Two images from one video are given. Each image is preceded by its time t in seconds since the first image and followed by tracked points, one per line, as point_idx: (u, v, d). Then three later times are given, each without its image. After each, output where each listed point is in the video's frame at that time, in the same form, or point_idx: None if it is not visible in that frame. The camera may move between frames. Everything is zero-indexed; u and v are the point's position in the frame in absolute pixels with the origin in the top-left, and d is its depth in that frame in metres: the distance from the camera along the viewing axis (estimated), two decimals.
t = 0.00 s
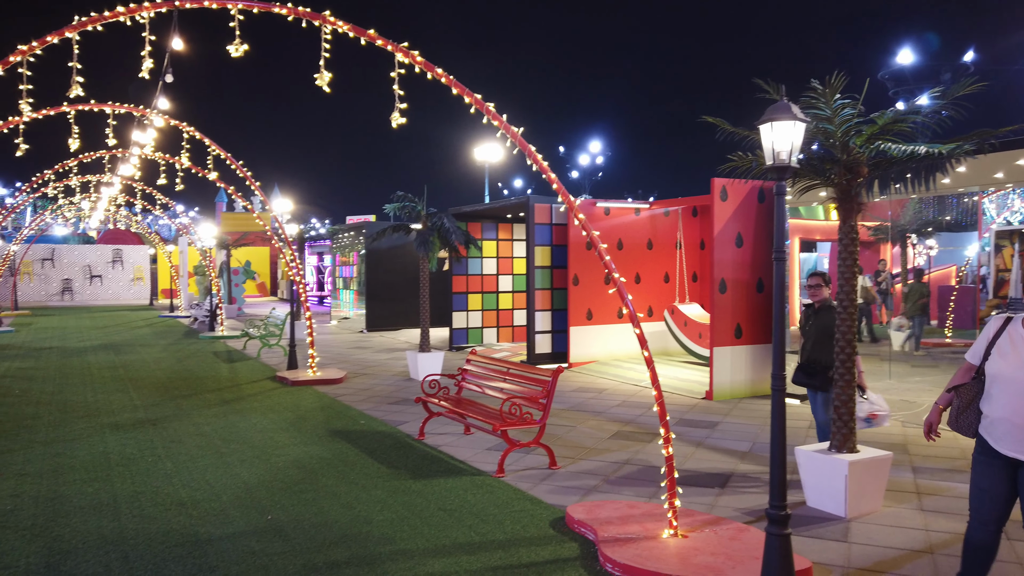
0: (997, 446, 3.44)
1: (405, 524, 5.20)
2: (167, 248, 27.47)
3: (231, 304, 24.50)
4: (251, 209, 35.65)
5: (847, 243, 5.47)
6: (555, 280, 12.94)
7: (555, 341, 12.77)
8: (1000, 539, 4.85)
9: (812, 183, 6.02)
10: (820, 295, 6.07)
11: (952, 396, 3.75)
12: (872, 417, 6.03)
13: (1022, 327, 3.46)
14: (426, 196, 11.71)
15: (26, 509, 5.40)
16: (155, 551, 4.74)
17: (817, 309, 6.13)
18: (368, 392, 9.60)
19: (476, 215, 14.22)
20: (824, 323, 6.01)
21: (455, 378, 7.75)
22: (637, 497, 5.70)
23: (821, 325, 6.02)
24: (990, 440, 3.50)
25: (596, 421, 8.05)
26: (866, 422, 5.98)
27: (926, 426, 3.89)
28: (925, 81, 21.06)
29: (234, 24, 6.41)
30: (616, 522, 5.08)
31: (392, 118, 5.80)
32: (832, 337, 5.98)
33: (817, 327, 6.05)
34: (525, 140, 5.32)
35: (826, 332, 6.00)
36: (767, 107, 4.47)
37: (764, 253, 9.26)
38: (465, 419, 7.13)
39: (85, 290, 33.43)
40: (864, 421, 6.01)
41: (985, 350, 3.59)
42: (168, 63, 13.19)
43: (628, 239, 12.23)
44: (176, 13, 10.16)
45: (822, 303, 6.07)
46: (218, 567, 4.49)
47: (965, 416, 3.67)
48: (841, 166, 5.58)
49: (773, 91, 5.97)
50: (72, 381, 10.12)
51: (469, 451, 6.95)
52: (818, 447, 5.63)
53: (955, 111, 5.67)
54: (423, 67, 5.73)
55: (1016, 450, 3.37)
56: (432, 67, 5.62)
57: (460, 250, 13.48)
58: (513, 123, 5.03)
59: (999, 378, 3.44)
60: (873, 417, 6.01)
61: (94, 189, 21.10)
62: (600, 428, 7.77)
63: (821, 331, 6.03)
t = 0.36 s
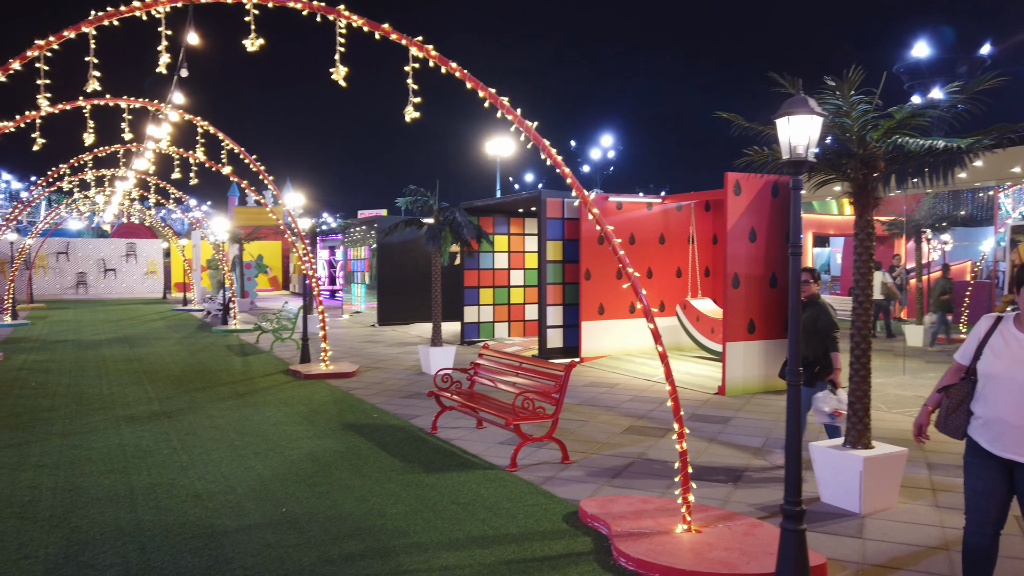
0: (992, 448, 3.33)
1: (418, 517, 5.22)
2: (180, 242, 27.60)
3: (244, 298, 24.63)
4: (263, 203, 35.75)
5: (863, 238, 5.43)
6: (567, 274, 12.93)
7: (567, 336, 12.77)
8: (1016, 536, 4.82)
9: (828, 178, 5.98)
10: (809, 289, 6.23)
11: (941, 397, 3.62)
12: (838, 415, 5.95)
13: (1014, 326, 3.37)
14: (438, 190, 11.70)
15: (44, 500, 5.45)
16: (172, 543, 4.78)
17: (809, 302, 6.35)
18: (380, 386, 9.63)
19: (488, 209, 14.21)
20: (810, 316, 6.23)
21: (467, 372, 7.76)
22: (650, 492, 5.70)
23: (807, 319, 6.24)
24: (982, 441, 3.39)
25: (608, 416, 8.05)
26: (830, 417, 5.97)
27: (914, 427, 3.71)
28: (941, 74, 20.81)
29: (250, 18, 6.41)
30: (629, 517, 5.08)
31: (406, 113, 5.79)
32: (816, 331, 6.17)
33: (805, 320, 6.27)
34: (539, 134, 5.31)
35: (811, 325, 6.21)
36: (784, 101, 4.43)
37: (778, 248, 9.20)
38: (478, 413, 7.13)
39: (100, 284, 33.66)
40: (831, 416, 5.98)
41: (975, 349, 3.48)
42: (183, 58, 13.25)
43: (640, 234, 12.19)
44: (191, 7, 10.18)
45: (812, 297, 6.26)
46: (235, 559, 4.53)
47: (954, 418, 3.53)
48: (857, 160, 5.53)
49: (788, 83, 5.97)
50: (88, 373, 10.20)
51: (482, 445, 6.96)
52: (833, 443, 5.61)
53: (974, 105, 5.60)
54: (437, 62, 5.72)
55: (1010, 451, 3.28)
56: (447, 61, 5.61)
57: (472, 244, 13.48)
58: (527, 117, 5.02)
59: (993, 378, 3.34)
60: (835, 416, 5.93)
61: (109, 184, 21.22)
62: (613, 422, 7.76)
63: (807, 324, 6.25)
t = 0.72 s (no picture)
0: (987, 448, 3.31)
1: (431, 516, 5.22)
2: (191, 239, 27.69)
3: (255, 295, 24.70)
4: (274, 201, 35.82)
5: (879, 238, 5.41)
6: (577, 273, 12.91)
7: (578, 334, 12.75)
8: None
9: (843, 177, 5.96)
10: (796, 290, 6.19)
11: (934, 397, 3.60)
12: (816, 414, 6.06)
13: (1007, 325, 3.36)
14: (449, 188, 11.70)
15: (60, 495, 5.49)
16: (187, 539, 4.80)
17: (795, 303, 6.34)
18: (392, 383, 9.65)
19: (498, 208, 14.20)
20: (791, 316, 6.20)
21: (479, 371, 7.76)
22: (664, 492, 5.69)
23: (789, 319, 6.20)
24: (976, 441, 3.37)
25: (620, 415, 8.04)
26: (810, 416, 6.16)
27: (904, 426, 3.68)
28: (956, 72, 20.63)
29: (264, 17, 6.40)
30: (643, 517, 5.07)
31: (421, 111, 5.78)
32: (795, 333, 6.16)
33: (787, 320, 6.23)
34: (553, 134, 5.31)
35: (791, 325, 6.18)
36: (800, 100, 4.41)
37: (790, 247, 9.17)
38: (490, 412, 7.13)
39: (112, 280, 33.81)
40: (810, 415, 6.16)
41: (967, 349, 3.47)
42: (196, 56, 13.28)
43: (651, 233, 12.17)
44: (205, 5, 10.20)
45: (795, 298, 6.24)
46: (249, 556, 4.54)
47: (948, 418, 3.51)
48: (874, 159, 5.50)
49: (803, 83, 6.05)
50: (102, 370, 10.24)
51: (494, 444, 6.96)
52: (847, 444, 5.58)
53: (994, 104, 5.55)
54: (452, 61, 5.72)
55: (1005, 451, 3.26)
56: (461, 60, 5.61)
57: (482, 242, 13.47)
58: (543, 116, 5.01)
59: (988, 376, 3.32)
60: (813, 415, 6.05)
61: (121, 181, 21.31)
62: (625, 422, 7.75)
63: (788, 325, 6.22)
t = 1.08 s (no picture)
0: (1001, 453, 3.27)
1: (447, 515, 5.23)
2: (206, 237, 27.86)
3: (270, 293, 24.83)
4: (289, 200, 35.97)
5: (900, 238, 5.36)
6: (592, 273, 12.89)
7: (592, 334, 12.73)
8: None
9: (863, 177, 5.93)
10: (793, 288, 5.93)
11: (951, 401, 3.55)
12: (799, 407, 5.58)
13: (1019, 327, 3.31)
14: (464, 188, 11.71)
15: (80, 491, 5.53)
16: (205, 536, 4.82)
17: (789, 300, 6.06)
18: (406, 382, 9.67)
19: (512, 207, 14.20)
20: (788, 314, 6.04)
21: (494, 371, 7.76)
22: (681, 493, 5.67)
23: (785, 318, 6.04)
24: (992, 447, 3.34)
25: (635, 416, 8.02)
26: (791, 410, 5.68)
27: (923, 432, 3.63)
28: (976, 71, 20.41)
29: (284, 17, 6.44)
30: (660, 518, 5.05)
31: (439, 111, 5.79)
32: (794, 331, 6.02)
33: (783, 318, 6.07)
34: (571, 133, 5.29)
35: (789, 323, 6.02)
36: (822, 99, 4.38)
37: (808, 248, 9.11)
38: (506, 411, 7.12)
39: (129, 278, 34.08)
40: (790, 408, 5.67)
41: (982, 352, 3.41)
42: (214, 56, 13.37)
43: (666, 233, 12.13)
44: (224, 6, 10.27)
45: (791, 295, 6.03)
46: (267, 554, 4.55)
47: (966, 423, 3.44)
48: (895, 159, 5.46)
49: (823, 85, 6.10)
50: (120, 367, 10.32)
51: (509, 443, 6.96)
52: (867, 447, 5.54)
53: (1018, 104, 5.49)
54: (470, 60, 5.72)
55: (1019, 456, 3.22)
56: (479, 59, 5.61)
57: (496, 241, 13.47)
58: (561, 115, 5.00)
59: (1001, 382, 3.28)
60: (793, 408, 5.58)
61: (139, 180, 21.48)
62: (640, 423, 7.73)
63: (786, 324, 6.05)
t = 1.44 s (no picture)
0: None
1: (468, 512, 5.24)
2: (226, 235, 28.07)
3: (288, 290, 24.98)
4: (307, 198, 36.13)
5: (926, 236, 5.31)
6: (609, 271, 12.87)
7: (610, 332, 12.70)
8: None
9: (888, 174, 5.88)
10: (791, 288, 5.82)
11: (991, 402, 3.46)
12: (777, 382, 5.53)
13: None
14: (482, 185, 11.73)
15: (104, 485, 5.59)
16: (228, 531, 4.86)
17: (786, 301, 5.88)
18: (425, 379, 9.69)
19: (530, 205, 14.19)
20: (786, 315, 5.83)
21: (513, 368, 7.77)
22: (702, 492, 5.64)
23: (783, 318, 5.83)
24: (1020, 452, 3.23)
25: (655, 414, 8.00)
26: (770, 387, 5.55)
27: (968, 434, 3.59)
28: (1001, 66, 20.08)
29: (307, 15, 6.47)
30: (681, 517, 5.03)
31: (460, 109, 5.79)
32: (792, 328, 5.81)
33: (780, 320, 5.86)
34: (593, 130, 5.27)
35: (787, 321, 5.82)
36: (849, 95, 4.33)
37: (829, 246, 9.03)
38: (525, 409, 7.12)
39: (150, 275, 34.39)
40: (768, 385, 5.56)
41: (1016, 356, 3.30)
42: (235, 55, 13.47)
43: (684, 231, 12.09)
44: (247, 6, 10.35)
45: (788, 296, 5.89)
46: (290, 549, 4.58)
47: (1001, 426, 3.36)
48: (921, 156, 5.40)
49: (847, 83, 6.12)
50: (142, 363, 10.43)
51: (528, 441, 6.96)
52: (890, 446, 5.49)
53: None
54: (492, 58, 5.72)
55: None
56: (501, 57, 5.61)
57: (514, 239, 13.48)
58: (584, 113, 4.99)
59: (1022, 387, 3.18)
60: (774, 382, 5.50)
61: (159, 177, 21.68)
62: (660, 421, 7.71)
63: (784, 324, 5.84)
